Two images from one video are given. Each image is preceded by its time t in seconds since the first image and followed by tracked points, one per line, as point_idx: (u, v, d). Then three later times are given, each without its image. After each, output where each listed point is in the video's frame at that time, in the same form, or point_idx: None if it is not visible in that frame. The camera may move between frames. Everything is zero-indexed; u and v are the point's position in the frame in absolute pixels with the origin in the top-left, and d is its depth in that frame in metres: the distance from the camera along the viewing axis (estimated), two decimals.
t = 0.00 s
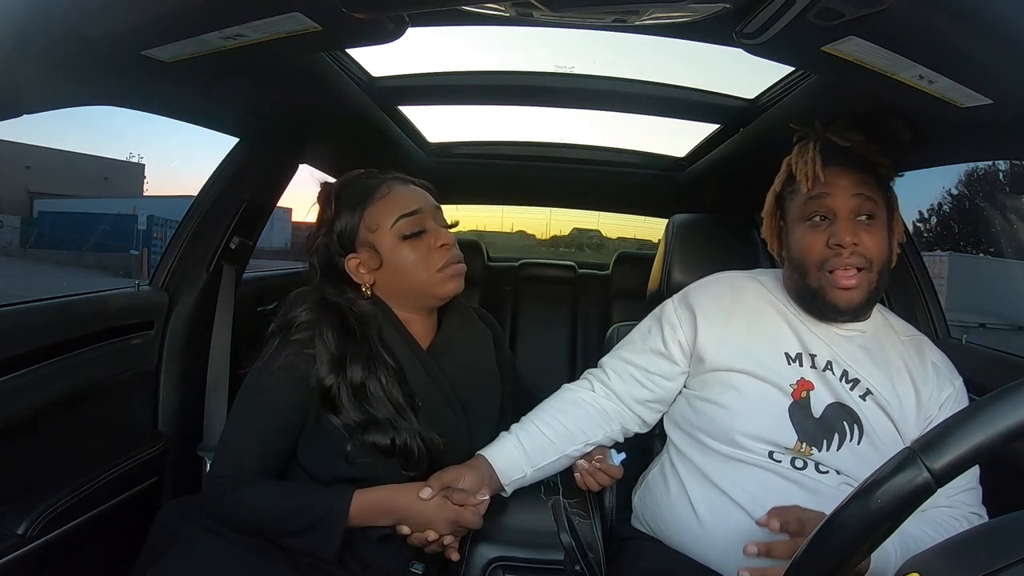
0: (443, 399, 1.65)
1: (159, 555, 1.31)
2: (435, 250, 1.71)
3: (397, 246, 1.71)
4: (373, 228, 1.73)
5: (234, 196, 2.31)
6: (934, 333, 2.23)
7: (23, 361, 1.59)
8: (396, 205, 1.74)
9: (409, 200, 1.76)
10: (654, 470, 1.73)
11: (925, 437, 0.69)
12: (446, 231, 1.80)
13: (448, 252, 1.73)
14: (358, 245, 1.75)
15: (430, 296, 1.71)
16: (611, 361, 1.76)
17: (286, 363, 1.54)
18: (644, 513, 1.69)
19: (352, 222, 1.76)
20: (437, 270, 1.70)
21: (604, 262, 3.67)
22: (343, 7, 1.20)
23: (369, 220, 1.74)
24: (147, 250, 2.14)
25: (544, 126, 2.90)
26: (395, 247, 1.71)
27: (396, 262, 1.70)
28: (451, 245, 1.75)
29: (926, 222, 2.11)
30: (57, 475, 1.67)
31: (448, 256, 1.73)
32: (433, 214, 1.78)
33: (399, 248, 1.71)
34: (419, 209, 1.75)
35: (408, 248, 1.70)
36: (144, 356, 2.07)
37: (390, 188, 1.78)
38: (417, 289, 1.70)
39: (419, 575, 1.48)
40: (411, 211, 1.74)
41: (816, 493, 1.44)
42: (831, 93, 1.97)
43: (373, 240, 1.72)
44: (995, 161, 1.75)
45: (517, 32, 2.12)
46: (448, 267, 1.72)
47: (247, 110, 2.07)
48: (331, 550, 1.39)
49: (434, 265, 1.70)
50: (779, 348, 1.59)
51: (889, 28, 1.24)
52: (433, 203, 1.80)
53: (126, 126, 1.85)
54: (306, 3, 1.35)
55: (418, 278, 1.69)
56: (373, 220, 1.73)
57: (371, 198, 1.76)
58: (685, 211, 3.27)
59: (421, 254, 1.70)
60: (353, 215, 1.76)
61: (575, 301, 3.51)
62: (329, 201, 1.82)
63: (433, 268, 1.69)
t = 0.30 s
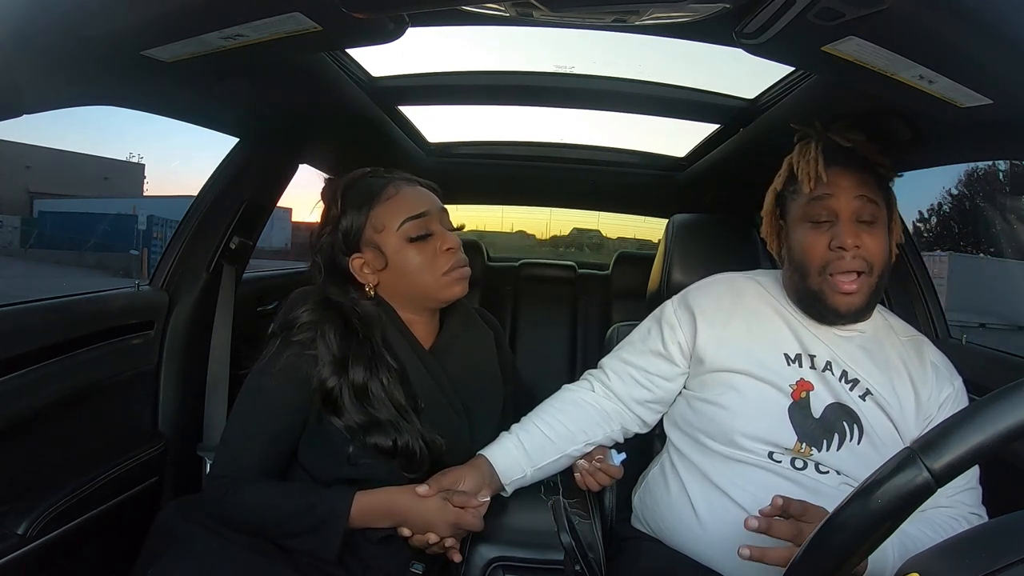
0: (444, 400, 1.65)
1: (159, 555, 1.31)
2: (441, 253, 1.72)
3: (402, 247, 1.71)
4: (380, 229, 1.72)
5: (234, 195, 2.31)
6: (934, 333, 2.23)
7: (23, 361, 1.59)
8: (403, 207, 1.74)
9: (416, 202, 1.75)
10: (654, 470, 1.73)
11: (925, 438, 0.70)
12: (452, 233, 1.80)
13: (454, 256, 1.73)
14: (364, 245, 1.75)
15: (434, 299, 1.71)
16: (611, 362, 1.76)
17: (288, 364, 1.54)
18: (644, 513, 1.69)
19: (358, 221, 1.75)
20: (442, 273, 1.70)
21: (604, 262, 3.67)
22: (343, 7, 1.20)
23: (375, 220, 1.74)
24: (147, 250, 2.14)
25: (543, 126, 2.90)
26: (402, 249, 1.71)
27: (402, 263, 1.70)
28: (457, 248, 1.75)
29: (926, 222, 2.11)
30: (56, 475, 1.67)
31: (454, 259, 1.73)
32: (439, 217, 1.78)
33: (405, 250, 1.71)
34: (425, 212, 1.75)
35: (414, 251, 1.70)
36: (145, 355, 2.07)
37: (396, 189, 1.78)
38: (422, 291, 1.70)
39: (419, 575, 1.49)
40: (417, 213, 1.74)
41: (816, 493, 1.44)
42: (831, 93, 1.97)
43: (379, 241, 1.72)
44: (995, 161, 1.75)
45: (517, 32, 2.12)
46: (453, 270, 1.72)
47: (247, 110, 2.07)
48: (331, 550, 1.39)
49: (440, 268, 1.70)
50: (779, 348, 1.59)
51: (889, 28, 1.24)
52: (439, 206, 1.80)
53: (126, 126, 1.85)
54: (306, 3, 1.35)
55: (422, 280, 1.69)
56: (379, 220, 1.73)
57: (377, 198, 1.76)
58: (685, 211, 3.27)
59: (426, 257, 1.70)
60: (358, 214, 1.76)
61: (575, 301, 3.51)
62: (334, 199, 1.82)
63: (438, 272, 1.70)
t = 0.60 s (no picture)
0: (446, 399, 1.65)
1: (159, 555, 1.31)
2: (454, 259, 1.72)
3: (416, 250, 1.71)
4: (395, 228, 1.73)
5: (234, 195, 2.31)
6: (934, 333, 2.23)
7: (23, 361, 1.59)
8: (421, 210, 1.74)
9: (434, 207, 1.76)
10: (654, 470, 1.73)
11: (925, 438, 0.70)
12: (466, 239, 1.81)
13: (467, 262, 1.74)
14: (377, 243, 1.75)
15: (443, 303, 1.72)
16: (612, 361, 1.76)
17: (291, 360, 1.53)
18: (644, 513, 1.69)
19: (374, 219, 1.75)
20: (454, 278, 1.70)
21: (604, 262, 3.67)
22: (343, 7, 1.20)
23: (392, 220, 1.74)
24: (147, 250, 2.14)
25: (543, 126, 2.90)
26: (416, 251, 1.71)
27: (415, 265, 1.70)
28: (469, 255, 1.76)
29: (926, 222, 2.11)
30: (56, 475, 1.67)
31: (466, 266, 1.73)
32: (454, 223, 1.79)
33: (419, 252, 1.71)
34: (442, 216, 1.76)
35: (428, 254, 1.71)
36: (145, 355, 2.07)
37: (415, 192, 1.78)
38: (432, 294, 1.70)
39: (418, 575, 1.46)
40: (434, 217, 1.74)
41: (816, 493, 1.44)
42: (831, 92, 1.97)
43: (394, 240, 1.72)
44: (995, 161, 1.75)
45: (517, 32, 2.12)
46: (464, 276, 1.73)
47: (247, 109, 2.07)
48: (332, 549, 1.39)
49: (452, 273, 1.70)
50: (779, 348, 1.59)
51: (889, 28, 1.24)
52: (455, 212, 1.80)
53: (126, 126, 1.85)
54: (306, 3, 1.35)
55: (433, 283, 1.69)
56: (396, 220, 1.73)
57: (396, 198, 1.76)
58: (684, 211, 3.27)
59: (440, 261, 1.71)
60: (375, 213, 1.75)
61: (574, 301, 3.51)
62: (351, 195, 1.81)
63: (450, 276, 1.70)
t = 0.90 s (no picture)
0: (448, 398, 1.65)
1: (159, 555, 1.31)
2: (457, 259, 1.72)
3: (419, 249, 1.71)
4: (399, 227, 1.73)
5: (234, 195, 2.31)
6: (934, 333, 2.23)
7: (23, 362, 1.58)
8: (424, 210, 1.74)
9: (438, 207, 1.75)
10: (654, 470, 1.73)
11: (925, 438, 0.70)
12: (470, 239, 1.80)
13: (470, 262, 1.73)
14: (381, 241, 1.75)
15: (445, 302, 1.71)
16: (611, 362, 1.77)
17: (293, 359, 1.53)
18: (644, 513, 1.69)
19: (380, 217, 1.75)
20: (456, 278, 1.70)
21: (604, 262, 3.67)
22: (343, 8, 1.20)
23: (397, 219, 1.74)
24: (147, 250, 2.14)
25: (543, 126, 2.90)
26: (418, 250, 1.71)
27: (417, 264, 1.70)
28: (473, 255, 1.75)
29: (926, 222, 2.11)
30: (56, 475, 1.67)
31: (469, 266, 1.73)
32: (458, 224, 1.78)
33: (423, 251, 1.71)
34: (446, 216, 1.76)
35: (430, 253, 1.70)
36: (144, 355, 2.07)
37: (420, 191, 1.78)
38: (434, 294, 1.70)
39: None
40: (438, 217, 1.74)
41: (815, 493, 1.44)
42: (832, 92, 1.97)
43: (397, 239, 1.72)
44: (995, 161, 1.75)
45: (517, 32, 2.12)
46: (467, 276, 1.72)
47: (247, 110, 2.07)
48: (332, 549, 1.39)
49: (454, 273, 1.70)
50: (778, 348, 1.59)
51: (889, 28, 1.24)
52: (460, 212, 1.80)
53: (125, 126, 1.85)
54: (306, 3, 1.35)
55: (436, 283, 1.69)
56: (401, 219, 1.73)
57: (401, 197, 1.76)
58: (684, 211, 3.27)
59: (443, 261, 1.70)
60: (380, 212, 1.75)
61: (574, 301, 3.51)
62: (358, 193, 1.82)
63: (453, 276, 1.70)
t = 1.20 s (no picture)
0: (446, 398, 1.65)
1: (159, 555, 1.31)
2: (455, 258, 1.72)
3: (417, 249, 1.71)
4: (396, 228, 1.73)
5: (234, 195, 2.30)
6: (934, 333, 2.23)
7: (23, 362, 1.58)
8: (422, 210, 1.74)
9: (436, 207, 1.76)
10: (654, 469, 1.73)
11: (925, 437, 0.70)
12: (468, 239, 1.80)
13: (468, 261, 1.73)
14: (378, 242, 1.75)
15: (444, 302, 1.71)
16: (612, 361, 1.77)
17: (290, 361, 1.53)
18: (644, 513, 1.69)
19: (378, 218, 1.75)
20: (454, 277, 1.70)
21: (604, 262, 3.67)
22: (344, 8, 1.20)
23: (395, 219, 1.73)
24: (147, 250, 2.14)
25: (543, 126, 2.90)
26: (416, 251, 1.71)
27: (415, 264, 1.70)
28: (471, 254, 1.75)
29: (926, 222, 2.11)
30: (56, 475, 1.67)
31: (467, 265, 1.73)
32: (455, 223, 1.79)
33: (421, 252, 1.71)
34: (444, 216, 1.76)
35: (428, 253, 1.70)
36: (144, 355, 2.07)
37: (418, 192, 1.78)
38: (434, 294, 1.70)
39: None
40: (436, 216, 1.74)
41: (815, 493, 1.44)
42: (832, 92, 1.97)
43: (395, 239, 1.72)
44: (995, 161, 1.75)
45: (517, 32, 2.12)
46: (466, 276, 1.72)
47: (247, 110, 2.07)
48: (332, 549, 1.39)
49: (452, 272, 1.70)
50: (778, 348, 1.59)
51: (889, 29, 1.24)
52: (457, 212, 1.80)
53: (125, 126, 1.85)
54: (306, 3, 1.35)
55: (435, 283, 1.69)
56: (399, 220, 1.73)
57: (398, 198, 1.76)
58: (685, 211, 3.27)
59: (442, 260, 1.70)
60: (378, 213, 1.75)
61: (575, 301, 3.51)
62: (356, 195, 1.82)
63: (452, 276, 1.70)
